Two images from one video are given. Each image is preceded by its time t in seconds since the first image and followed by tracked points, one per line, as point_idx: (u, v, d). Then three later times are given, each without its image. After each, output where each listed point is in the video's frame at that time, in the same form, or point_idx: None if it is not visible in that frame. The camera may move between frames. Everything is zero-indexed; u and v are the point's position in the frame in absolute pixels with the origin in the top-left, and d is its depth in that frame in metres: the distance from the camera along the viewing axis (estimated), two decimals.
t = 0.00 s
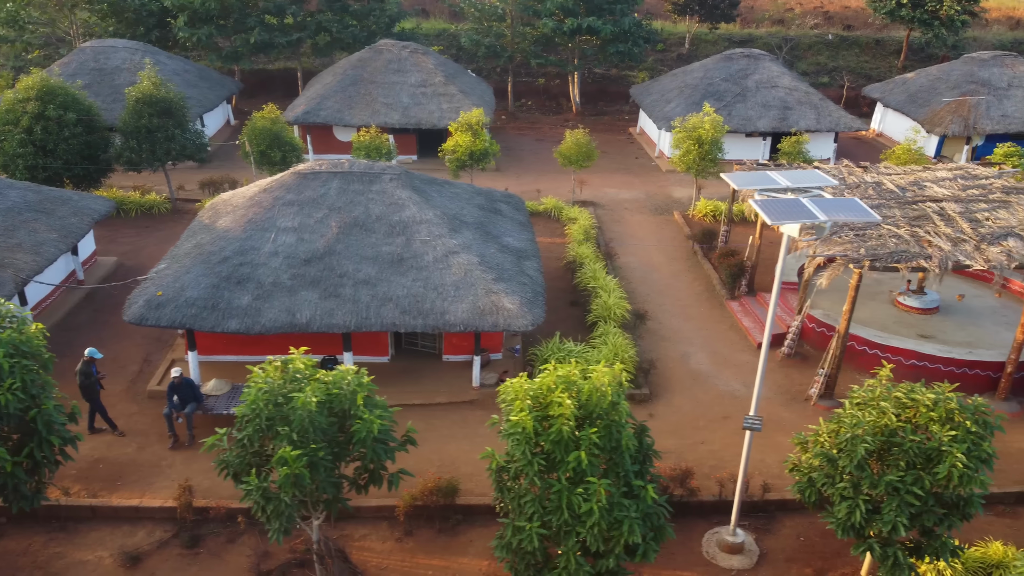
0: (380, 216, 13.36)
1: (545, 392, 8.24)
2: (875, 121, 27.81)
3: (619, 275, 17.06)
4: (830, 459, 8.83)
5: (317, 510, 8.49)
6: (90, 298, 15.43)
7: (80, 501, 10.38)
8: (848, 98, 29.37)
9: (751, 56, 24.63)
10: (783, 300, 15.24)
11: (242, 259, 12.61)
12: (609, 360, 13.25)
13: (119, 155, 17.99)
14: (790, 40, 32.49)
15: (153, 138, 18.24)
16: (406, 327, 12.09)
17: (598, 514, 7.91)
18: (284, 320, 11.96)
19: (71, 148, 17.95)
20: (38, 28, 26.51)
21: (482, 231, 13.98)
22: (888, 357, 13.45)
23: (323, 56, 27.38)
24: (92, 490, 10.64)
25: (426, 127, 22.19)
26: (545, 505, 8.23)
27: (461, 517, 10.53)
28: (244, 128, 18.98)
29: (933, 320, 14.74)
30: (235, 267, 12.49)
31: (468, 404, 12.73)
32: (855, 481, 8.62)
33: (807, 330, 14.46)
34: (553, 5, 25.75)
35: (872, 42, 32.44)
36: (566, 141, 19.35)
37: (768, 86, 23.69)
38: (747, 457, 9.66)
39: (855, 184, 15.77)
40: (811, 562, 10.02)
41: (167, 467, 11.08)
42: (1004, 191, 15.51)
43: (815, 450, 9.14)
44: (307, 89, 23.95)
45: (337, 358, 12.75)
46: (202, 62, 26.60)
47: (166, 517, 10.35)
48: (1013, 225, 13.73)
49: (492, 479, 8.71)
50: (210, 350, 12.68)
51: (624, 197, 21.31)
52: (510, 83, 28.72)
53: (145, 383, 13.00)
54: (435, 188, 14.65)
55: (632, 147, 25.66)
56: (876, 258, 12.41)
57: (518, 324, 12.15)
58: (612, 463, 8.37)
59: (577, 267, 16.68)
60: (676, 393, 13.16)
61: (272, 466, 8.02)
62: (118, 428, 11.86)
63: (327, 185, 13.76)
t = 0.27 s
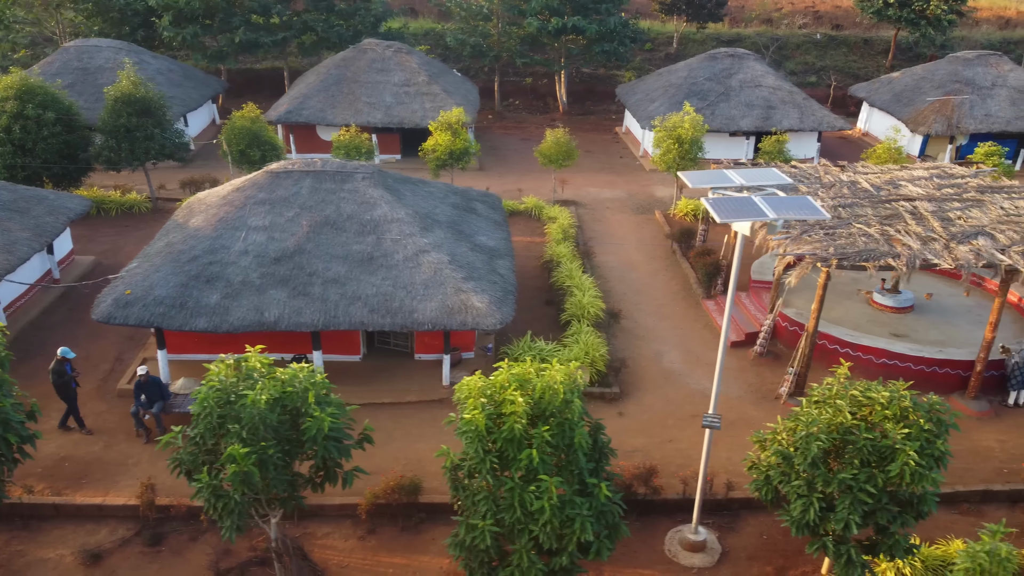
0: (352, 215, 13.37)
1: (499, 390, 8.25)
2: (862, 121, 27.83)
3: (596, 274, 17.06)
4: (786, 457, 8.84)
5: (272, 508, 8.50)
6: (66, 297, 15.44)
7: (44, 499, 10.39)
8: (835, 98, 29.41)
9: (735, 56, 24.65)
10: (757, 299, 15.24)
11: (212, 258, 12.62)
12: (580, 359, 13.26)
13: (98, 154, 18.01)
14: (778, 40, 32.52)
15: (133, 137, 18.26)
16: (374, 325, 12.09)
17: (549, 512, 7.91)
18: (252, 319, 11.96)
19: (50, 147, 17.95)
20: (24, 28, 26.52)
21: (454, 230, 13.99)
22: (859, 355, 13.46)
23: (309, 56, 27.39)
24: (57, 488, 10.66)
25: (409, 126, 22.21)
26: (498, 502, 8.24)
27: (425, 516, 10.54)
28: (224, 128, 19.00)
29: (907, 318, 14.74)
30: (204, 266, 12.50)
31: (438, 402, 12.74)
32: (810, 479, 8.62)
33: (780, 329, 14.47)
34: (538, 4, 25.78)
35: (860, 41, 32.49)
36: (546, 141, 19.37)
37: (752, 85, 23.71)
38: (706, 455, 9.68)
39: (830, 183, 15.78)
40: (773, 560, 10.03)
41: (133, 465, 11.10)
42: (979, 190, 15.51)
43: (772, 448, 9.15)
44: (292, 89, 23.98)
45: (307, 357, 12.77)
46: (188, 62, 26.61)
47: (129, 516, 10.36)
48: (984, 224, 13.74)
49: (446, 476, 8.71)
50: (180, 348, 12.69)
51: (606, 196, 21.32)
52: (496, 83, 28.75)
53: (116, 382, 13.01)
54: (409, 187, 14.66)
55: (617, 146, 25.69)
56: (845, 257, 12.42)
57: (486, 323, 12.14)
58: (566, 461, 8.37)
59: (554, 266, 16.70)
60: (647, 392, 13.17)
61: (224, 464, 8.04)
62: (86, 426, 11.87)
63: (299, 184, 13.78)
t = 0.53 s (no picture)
0: (327, 214, 13.38)
1: (458, 389, 8.24)
2: (850, 120, 27.84)
3: (577, 273, 17.08)
4: (748, 456, 8.83)
5: (233, 506, 8.51)
6: (45, 296, 15.44)
7: (13, 498, 10.40)
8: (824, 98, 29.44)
9: (722, 55, 24.67)
10: (735, 299, 15.22)
11: (186, 258, 12.63)
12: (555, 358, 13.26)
13: (80, 153, 18.01)
14: (768, 40, 32.56)
15: (115, 137, 18.27)
16: (347, 324, 12.11)
17: (507, 510, 7.91)
18: (224, 318, 11.97)
19: (32, 146, 17.95)
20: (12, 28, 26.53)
21: (431, 229, 13.99)
22: (835, 355, 13.45)
23: (297, 56, 27.40)
24: (26, 487, 10.67)
25: (395, 126, 22.24)
26: (457, 501, 8.24)
27: (393, 514, 10.54)
28: (206, 128, 19.05)
29: (885, 317, 14.75)
30: (178, 266, 12.51)
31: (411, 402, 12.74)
32: (771, 477, 8.61)
33: (757, 328, 14.46)
34: (525, 4, 25.81)
35: (850, 41, 32.53)
36: (529, 140, 19.39)
37: (738, 85, 23.74)
38: (672, 454, 9.67)
39: (809, 182, 15.80)
40: (739, 559, 10.03)
41: (103, 464, 11.11)
42: (957, 189, 15.53)
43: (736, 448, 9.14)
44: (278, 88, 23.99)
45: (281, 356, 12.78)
46: (176, 62, 26.62)
47: (97, 514, 10.36)
48: (960, 223, 13.75)
49: (408, 475, 8.70)
50: (155, 347, 12.70)
51: (590, 196, 21.33)
52: (485, 82, 28.77)
53: (91, 380, 13.02)
54: (386, 187, 14.67)
55: (605, 146, 25.71)
56: (818, 257, 12.41)
57: (459, 321, 12.13)
58: (526, 460, 8.36)
59: (534, 265, 16.71)
60: (622, 390, 13.18)
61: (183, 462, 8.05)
62: (59, 425, 11.88)
63: (275, 183, 13.79)
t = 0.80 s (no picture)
0: (298, 213, 13.38)
1: (411, 387, 8.23)
2: (836, 120, 27.84)
3: (555, 273, 17.07)
4: (704, 454, 8.82)
5: (187, 504, 8.51)
6: (19, 296, 15.44)
7: None
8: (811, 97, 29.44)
9: (706, 55, 24.67)
10: (710, 298, 15.21)
11: (155, 257, 12.64)
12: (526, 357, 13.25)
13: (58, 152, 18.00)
14: (757, 39, 32.57)
15: (94, 136, 18.26)
16: (315, 323, 12.13)
17: (457, 508, 7.89)
18: (192, 317, 11.98)
19: (10, 145, 17.94)
20: None
21: (403, 228, 13.98)
22: (806, 354, 13.45)
23: (283, 55, 27.40)
24: None
25: (378, 125, 22.25)
26: (410, 499, 8.23)
27: (357, 513, 10.54)
28: (186, 128, 19.11)
29: (859, 316, 14.75)
30: (147, 264, 12.52)
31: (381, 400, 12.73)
32: (726, 476, 8.60)
33: (730, 327, 14.45)
34: (510, 3, 25.83)
35: (839, 40, 32.55)
36: (510, 139, 19.40)
37: (722, 84, 23.74)
38: (632, 453, 9.67)
39: (785, 181, 15.80)
40: (700, 558, 10.03)
41: (68, 463, 11.11)
42: (932, 188, 15.54)
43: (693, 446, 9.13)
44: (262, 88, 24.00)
45: (250, 355, 12.77)
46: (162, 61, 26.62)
47: (60, 513, 10.36)
48: (932, 222, 13.75)
49: (363, 473, 8.69)
50: (124, 346, 12.70)
51: (573, 195, 21.32)
52: (472, 82, 28.78)
53: (62, 379, 13.02)
54: (360, 186, 14.67)
55: (590, 145, 25.71)
56: (785, 255, 12.40)
57: (427, 320, 12.13)
58: (480, 458, 8.35)
59: (511, 264, 16.71)
60: (593, 389, 13.18)
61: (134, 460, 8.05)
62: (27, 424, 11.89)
63: (247, 182, 13.79)
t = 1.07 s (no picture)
0: (269, 212, 13.39)
1: (363, 385, 8.23)
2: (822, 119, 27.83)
3: (532, 272, 17.07)
4: (659, 452, 8.81)
5: (142, 501, 8.52)
6: None
7: None
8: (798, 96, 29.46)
9: (690, 54, 24.66)
10: (685, 296, 15.21)
11: (124, 255, 12.64)
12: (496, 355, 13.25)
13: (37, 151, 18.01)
14: (745, 39, 32.57)
15: (72, 135, 18.27)
16: (282, 321, 12.14)
17: (407, 505, 7.90)
18: (159, 315, 11.98)
19: None
20: None
21: (375, 226, 13.99)
22: (777, 352, 13.46)
23: (269, 54, 27.40)
24: None
25: (360, 124, 22.26)
26: (363, 497, 8.23)
27: (319, 511, 10.53)
28: (164, 128, 19.17)
29: (833, 315, 14.74)
30: (116, 262, 12.52)
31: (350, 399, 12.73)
32: (680, 473, 8.60)
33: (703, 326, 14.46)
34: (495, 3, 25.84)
35: (827, 40, 32.58)
36: (490, 138, 19.40)
37: (706, 83, 23.73)
38: (592, 450, 9.66)
39: (761, 180, 15.79)
40: (661, 555, 10.02)
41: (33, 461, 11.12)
42: (908, 187, 15.52)
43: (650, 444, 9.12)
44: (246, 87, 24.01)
45: (220, 353, 12.77)
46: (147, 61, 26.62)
47: (23, 511, 10.36)
48: (904, 221, 13.73)
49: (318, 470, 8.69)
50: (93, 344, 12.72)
51: (555, 194, 21.31)
52: (459, 82, 28.78)
53: (32, 377, 13.03)
54: (333, 184, 14.68)
55: (575, 144, 25.72)
56: (754, 254, 12.40)
57: (395, 318, 12.13)
58: (433, 455, 8.34)
59: (488, 263, 16.70)
60: (564, 388, 13.18)
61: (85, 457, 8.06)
62: None
63: (219, 180, 13.80)
